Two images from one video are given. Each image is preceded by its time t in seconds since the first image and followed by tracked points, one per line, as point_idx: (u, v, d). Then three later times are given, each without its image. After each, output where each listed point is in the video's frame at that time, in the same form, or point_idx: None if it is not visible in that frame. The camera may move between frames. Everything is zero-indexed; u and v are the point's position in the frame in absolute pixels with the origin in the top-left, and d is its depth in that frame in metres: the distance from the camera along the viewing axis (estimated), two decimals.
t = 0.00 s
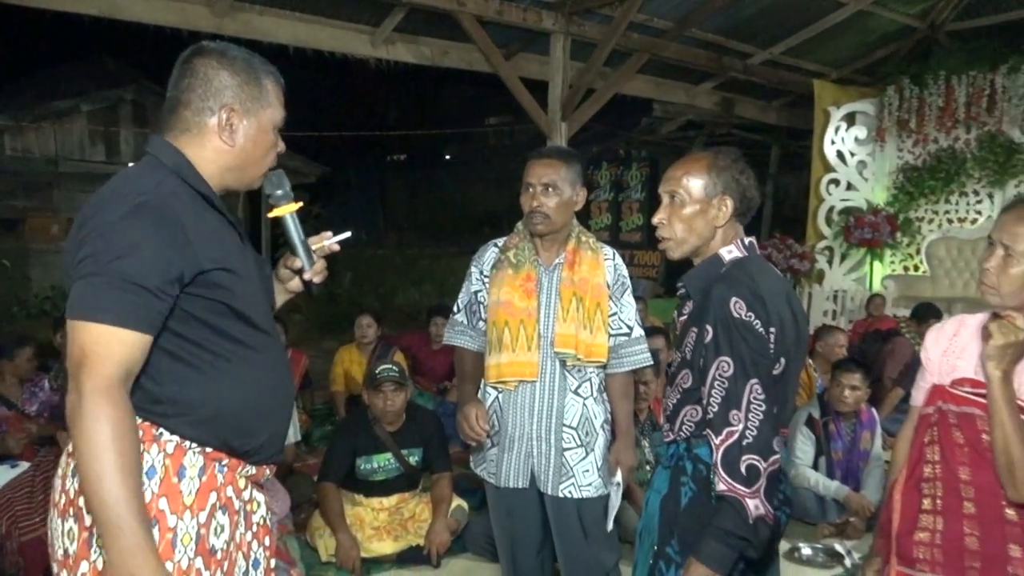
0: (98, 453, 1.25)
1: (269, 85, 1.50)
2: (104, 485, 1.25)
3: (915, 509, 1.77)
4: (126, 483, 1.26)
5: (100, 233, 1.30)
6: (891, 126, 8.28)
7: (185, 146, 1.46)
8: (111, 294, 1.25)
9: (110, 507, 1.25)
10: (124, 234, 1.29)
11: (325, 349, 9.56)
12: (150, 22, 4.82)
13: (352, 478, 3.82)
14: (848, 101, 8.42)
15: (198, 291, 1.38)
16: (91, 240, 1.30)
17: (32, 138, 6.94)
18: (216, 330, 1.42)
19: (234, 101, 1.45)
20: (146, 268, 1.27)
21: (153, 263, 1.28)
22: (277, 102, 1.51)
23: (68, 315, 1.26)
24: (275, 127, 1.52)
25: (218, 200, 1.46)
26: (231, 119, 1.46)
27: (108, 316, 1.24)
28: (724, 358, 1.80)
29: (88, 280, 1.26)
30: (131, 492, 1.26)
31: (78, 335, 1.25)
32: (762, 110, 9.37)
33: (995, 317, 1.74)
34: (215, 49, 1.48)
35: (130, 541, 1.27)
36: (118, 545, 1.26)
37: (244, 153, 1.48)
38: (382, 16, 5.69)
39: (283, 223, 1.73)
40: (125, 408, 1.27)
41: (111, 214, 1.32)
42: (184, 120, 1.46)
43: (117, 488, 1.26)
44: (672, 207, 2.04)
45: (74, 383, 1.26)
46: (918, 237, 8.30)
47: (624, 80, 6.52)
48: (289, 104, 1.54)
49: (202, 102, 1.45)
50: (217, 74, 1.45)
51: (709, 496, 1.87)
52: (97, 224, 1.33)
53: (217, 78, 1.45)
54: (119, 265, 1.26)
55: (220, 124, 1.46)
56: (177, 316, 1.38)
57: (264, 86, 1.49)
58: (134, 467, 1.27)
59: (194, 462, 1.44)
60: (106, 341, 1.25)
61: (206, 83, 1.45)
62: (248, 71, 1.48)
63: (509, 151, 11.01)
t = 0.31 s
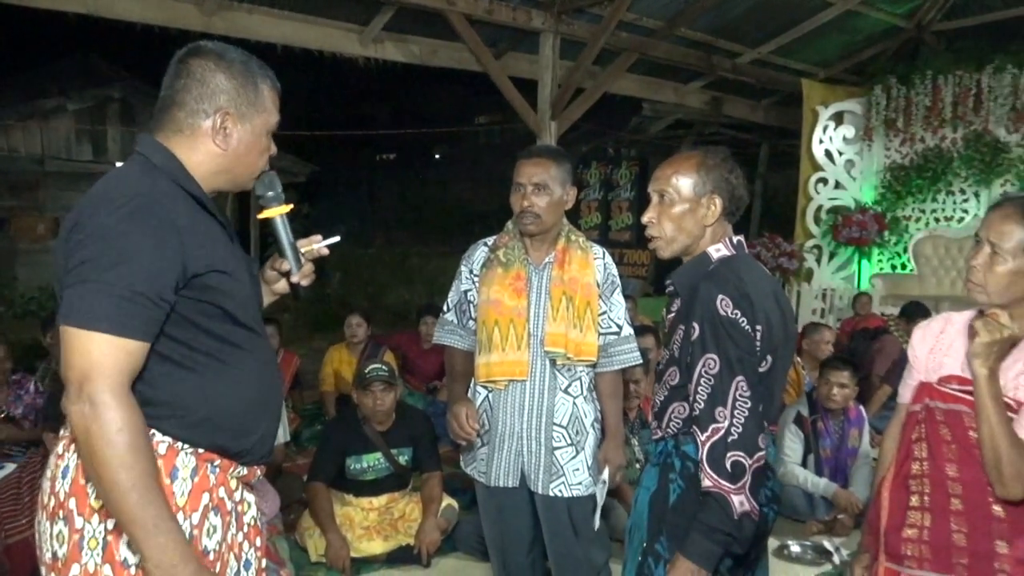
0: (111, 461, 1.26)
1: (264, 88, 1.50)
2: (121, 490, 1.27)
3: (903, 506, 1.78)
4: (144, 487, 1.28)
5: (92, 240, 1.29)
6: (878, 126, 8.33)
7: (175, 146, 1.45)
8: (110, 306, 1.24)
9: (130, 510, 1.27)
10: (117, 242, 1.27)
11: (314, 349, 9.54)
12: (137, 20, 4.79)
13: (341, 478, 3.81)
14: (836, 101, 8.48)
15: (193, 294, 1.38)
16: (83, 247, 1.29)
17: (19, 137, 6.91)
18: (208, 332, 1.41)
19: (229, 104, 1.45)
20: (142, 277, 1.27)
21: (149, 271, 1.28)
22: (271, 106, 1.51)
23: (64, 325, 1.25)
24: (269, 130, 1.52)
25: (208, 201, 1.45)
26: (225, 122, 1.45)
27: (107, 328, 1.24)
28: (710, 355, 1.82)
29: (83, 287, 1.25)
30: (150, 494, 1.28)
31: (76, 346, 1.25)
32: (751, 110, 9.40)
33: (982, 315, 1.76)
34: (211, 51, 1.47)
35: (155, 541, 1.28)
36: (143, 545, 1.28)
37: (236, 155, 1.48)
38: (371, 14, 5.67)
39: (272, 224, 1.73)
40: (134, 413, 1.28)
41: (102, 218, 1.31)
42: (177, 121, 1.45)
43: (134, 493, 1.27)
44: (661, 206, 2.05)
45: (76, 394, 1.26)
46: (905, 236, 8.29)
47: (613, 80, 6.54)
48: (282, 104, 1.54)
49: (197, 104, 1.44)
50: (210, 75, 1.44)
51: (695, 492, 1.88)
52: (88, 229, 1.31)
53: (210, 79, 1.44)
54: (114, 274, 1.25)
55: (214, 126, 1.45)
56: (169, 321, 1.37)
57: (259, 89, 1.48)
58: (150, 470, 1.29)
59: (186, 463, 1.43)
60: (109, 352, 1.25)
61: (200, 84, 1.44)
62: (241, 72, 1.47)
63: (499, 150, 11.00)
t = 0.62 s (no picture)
0: (104, 466, 1.25)
1: (256, 86, 1.48)
2: (115, 494, 1.26)
3: (893, 504, 1.78)
4: (138, 492, 1.27)
5: (82, 241, 1.28)
6: (868, 126, 8.36)
7: (166, 144, 1.45)
8: (104, 308, 1.23)
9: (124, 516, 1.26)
10: (109, 242, 1.27)
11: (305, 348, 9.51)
12: (126, 17, 4.75)
13: (332, 477, 3.81)
14: (826, 101, 8.52)
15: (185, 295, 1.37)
16: (73, 248, 1.28)
17: (7, 135, 6.86)
18: (201, 334, 1.41)
19: (215, 99, 1.44)
20: (135, 279, 1.26)
21: (141, 273, 1.27)
22: (262, 104, 1.49)
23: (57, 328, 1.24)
24: (260, 127, 1.50)
25: (199, 199, 1.45)
26: (212, 117, 1.44)
27: (100, 331, 1.23)
28: (701, 354, 1.81)
29: (76, 288, 1.24)
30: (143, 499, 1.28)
31: (70, 350, 1.24)
32: (742, 109, 9.42)
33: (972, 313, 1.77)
34: (200, 47, 1.46)
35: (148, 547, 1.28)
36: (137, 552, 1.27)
37: (223, 151, 1.47)
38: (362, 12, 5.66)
39: (263, 229, 1.70)
40: (129, 416, 1.28)
41: (92, 220, 1.30)
42: (164, 116, 1.45)
43: (127, 498, 1.26)
44: (653, 205, 2.05)
45: (71, 397, 1.25)
46: (895, 235, 8.34)
47: (604, 79, 6.55)
48: (275, 103, 1.53)
49: (183, 98, 1.44)
50: (202, 72, 1.44)
51: (686, 491, 1.88)
52: (78, 230, 1.30)
53: (202, 77, 1.44)
54: (107, 276, 1.25)
55: (200, 121, 1.44)
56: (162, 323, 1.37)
57: (249, 86, 1.47)
58: (143, 474, 1.29)
59: (178, 464, 1.42)
60: (102, 355, 1.24)
61: (188, 79, 1.44)
62: (232, 69, 1.46)
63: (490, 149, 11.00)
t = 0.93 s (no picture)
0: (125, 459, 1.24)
1: (235, 81, 1.47)
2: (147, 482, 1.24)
3: (881, 500, 1.79)
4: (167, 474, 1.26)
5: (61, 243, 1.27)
6: (857, 125, 8.41)
7: (147, 141, 1.44)
8: (93, 307, 1.23)
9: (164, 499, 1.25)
10: (90, 245, 1.26)
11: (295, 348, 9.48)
12: (114, 16, 4.72)
13: (322, 477, 3.80)
14: (815, 100, 8.56)
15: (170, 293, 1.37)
16: (53, 250, 1.27)
17: None
18: (183, 334, 1.40)
19: (193, 94, 1.43)
20: (120, 277, 1.26)
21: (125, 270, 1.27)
22: (242, 98, 1.48)
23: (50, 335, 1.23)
24: (241, 122, 1.49)
25: (181, 197, 1.44)
26: (190, 112, 1.44)
27: (92, 331, 1.23)
28: (694, 355, 1.81)
29: (61, 296, 1.24)
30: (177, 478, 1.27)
31: (65, 358, 1.23)
32: (732, 109, 9.44)
33: (960, 311, 1.78)
34: (176, 42, 1.46)
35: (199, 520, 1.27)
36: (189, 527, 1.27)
37: (204, 147, 1.46)
38: (351, 11, 5.64)
39: (254, 226, 1.73)
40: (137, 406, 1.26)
41: (72, 221, 1.29)
42: (143, 113, 1.44)
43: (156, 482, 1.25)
44: (643, 204, 2.05)
45: (72, 404, 1.23)
46: (883, 233, 8.36)
47: (595, 78, 6.55)
48: (257, 98, 1.52)
49: (160, 94, 1.43)
50: (181, 69, 1.43)
51: (678, 491, 1.88)
52: (57, 232, 1.30)
53: (181, 74, 1.43)
54: (89, 281, 1.24)
55: (178, 117, 1.43)
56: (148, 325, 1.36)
57: (228, 81, 1.46)
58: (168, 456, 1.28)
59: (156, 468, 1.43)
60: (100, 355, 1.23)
61: (165, 75, 1.43)
62: (211, 65, 1.45)
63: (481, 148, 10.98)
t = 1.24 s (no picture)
0: (297, 337, 1.34)
1: (225, 81, 1.47)
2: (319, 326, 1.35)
3: (871, 497, 1.79)
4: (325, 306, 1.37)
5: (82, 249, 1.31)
6: (847, 123, 8.45)
7: (133, 142, 1.44)
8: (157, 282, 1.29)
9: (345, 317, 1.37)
10: (122, 241, 1.30)
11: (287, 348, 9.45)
12: (103, 16, 4.69)
13: (314, 477, 3.79)
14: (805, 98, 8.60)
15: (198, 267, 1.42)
16: (77, 259, 1.31)
17: None
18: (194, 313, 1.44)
19: (182, 93, 1.42)
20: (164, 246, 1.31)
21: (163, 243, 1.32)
22: (231, 98, 1.47)
23: (159, 333, 1.29)
24: (230, 123, 1.48)
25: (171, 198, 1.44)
26: (178, 111, 1.43)
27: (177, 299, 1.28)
28: (687, 354, 1.82)
29: (124, 292, 1.29)
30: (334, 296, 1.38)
31: (192, 339, 1.29)
32: (722, 107, 9.47)
33: (948, 309, 1.79)
34: (165, 40, 1.45)
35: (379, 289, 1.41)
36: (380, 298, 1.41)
37: (192, 148, 1.45)
38: (341, 11, 5.63)
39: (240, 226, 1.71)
40: (263, 310, 1.34)
41: (77, 229, 1.32)
42: (130, 113, 1.44)
43: (324, 316, 1.36)
44: (632, 203, 2.05)
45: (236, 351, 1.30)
46: (873, 231, 8.40)
47: (585, 77, 6.56)
48: (247, 96, 1.51)
49: (149, 94, 1.42)
50: (169, 68, 1.42)
51: (669, 490, 1.89)
52: (63, 243, 1.32)
53: (169, 73, 1.42)
54: (136, 271, 1.29)
55: (166, 117, 1.43)
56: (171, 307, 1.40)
57: (218, 80, 1.45)
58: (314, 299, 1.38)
59: (143, 472, 1.42)
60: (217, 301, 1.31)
61: (153, 74, 1.42)
62: (201, 63, 1.44)
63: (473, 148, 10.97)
